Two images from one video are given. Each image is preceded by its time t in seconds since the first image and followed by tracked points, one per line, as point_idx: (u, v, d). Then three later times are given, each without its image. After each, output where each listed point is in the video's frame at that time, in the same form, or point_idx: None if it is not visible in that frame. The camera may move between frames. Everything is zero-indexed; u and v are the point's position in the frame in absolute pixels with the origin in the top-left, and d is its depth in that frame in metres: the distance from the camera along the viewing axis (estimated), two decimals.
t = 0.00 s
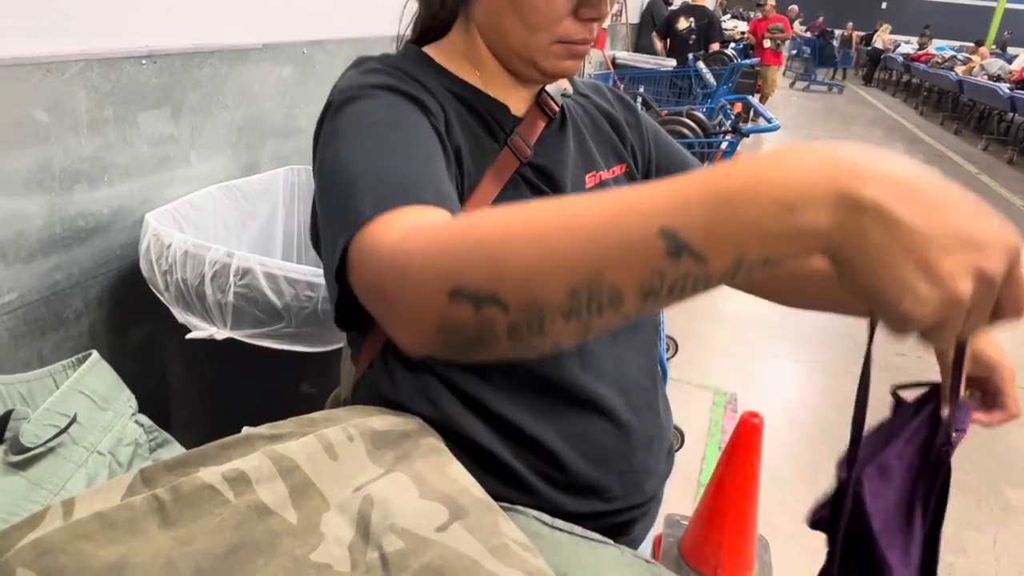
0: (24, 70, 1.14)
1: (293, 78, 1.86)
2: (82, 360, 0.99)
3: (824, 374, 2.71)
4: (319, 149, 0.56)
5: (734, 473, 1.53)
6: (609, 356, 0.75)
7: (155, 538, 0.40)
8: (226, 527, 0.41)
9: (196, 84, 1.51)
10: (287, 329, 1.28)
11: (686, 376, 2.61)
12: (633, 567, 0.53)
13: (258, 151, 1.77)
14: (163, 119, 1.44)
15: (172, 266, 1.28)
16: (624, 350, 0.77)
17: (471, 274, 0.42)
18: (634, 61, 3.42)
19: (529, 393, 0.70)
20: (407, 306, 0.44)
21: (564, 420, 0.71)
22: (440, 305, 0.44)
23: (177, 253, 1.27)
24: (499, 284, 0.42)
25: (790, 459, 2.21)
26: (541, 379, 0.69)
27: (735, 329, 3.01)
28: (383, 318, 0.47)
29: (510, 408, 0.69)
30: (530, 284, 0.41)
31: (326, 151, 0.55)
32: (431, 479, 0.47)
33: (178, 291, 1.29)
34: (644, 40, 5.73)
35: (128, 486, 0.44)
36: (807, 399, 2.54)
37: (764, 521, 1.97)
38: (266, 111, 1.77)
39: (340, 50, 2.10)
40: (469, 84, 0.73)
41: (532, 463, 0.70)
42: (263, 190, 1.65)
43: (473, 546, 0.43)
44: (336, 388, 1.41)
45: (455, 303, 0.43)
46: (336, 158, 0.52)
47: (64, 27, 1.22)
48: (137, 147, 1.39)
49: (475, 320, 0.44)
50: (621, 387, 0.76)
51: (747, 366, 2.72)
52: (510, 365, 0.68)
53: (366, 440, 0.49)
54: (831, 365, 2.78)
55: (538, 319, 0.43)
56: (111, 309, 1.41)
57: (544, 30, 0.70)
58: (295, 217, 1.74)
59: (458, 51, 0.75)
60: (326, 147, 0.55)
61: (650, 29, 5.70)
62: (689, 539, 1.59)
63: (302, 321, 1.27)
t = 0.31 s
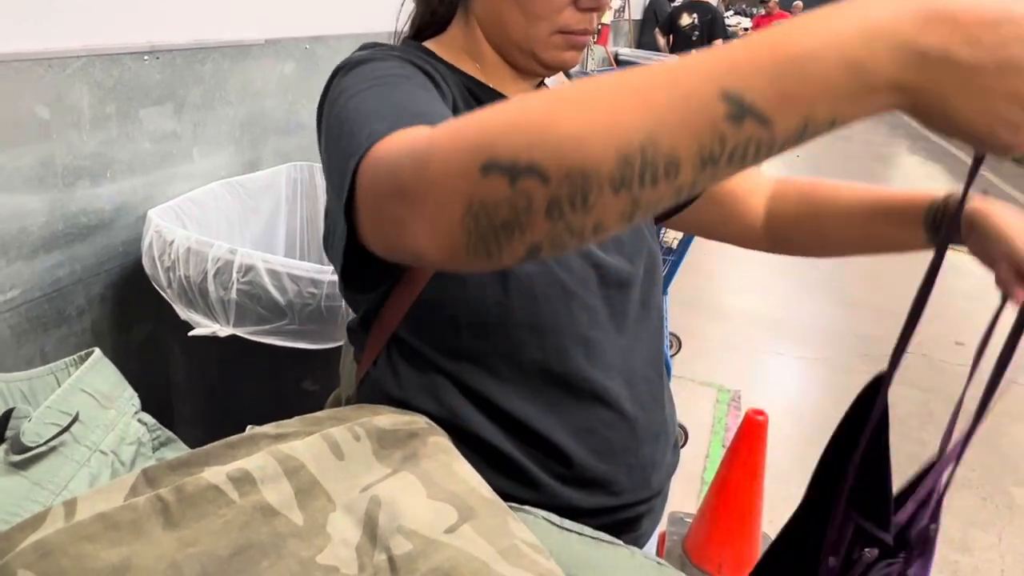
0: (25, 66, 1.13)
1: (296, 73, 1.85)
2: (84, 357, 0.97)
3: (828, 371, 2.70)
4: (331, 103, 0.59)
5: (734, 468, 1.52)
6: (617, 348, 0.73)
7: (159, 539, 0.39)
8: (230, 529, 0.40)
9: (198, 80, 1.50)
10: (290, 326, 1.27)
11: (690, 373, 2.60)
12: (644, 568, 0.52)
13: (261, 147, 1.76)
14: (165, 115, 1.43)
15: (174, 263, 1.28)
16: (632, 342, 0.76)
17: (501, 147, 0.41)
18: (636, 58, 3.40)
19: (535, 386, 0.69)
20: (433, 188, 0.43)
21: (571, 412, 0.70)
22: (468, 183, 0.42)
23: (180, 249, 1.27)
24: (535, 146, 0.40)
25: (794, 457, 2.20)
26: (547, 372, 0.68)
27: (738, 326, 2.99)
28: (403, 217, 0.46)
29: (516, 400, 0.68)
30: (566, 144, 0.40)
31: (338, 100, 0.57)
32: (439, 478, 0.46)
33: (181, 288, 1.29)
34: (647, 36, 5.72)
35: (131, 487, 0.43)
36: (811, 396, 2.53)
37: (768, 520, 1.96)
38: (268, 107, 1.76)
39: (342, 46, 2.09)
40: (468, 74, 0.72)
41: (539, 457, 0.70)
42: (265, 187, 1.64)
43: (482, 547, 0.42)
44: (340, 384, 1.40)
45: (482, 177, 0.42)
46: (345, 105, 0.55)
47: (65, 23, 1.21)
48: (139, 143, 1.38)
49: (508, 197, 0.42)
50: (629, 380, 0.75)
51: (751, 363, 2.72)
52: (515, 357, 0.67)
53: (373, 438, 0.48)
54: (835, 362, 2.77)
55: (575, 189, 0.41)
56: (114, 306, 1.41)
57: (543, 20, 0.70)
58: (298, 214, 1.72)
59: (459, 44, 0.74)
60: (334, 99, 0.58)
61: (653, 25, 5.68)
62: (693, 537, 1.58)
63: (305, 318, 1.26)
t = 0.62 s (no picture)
0: (27, 65, 1.14)
1: (298, 72, 1.85)
2: (86, 355, 0.98)
3: (830, 369, 2.70)
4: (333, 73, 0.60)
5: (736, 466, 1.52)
6: (620, 343, 0.73)
7: (160, 536, 0.39)
8: (232, 526, 0.40)
9: (200, 79, 1.50)
10: (292, 324, 1.27)
11: (692, 372, 2.60)
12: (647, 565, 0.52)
13: (263, 145, 1.76)
14: (167, 114, 1.43)
15: (177, 261, 1.28)
16: (633, 336, 0.76)
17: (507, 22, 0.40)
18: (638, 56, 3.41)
19: (538, 381, 0.69)
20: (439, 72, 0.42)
21: (574, 407, 0.70)
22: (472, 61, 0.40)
23: (182, 248, 1.27)
24: (549, 9, 0.39)
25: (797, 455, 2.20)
26: (549, 367, 0.68)
27: (741, 324, 2.99)
28: (413, 109, 0.44)
29: (518, 395, 0.68)
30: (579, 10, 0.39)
31: (341, 68, 0.57)
32: (440, 475, 0.46)
33: (184, 286, 1.29)
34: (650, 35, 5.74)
35: (133, 483, 0.43)
36: (814, 394, 2.53)
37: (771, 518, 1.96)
38: (270, 106, 1.76)
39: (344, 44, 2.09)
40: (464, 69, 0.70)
41: (541, 451, 0.70)
42: (267, 185, 1.64)
43: (484, 545, 0.42)
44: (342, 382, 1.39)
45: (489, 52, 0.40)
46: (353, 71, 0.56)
47: (68, 22, 1.22)
48: (142, 142, 1.38)
49: (519, 68, 0.40)
50: (633, 375, 0.74)
51: (754, 361, 2.72)
52: (516, 352, 0.67)
53: (375, 435, 0.48)
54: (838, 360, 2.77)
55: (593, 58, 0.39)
56: (116, 304, 1.41)
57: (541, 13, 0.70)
58: (300, 215, 1.72)
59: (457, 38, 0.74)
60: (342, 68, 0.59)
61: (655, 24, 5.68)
62: (695, 535, 1.58)
63: (308, 316, 1.26)
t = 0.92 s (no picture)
0: (23, 65, 1.14)
1: (296, 72, 1.84)
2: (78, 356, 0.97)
3: (830, 367, 2.70)
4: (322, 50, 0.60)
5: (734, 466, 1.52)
6: (611, 341, 0.73)
7: (147, 538, 0.39)
8: (220, 528, 0.40)
9: (197, 79, 1.50)
10: (290, 325, 1.27)
11: (692, 371, 2.60)
12: (639, 568, 0.51)
13: (261, 145, 1.76)
14: (164, 113, 1.43)
15: (173, 262, 1.28)
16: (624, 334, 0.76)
17: None
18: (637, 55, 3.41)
19: (528, 379, 0.69)
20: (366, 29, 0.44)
21: (565, 406, 0.70)
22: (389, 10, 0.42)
23: (179, 248, 1.27)
24: None
25: (796, 455, 2.20)
26: (540, 365, 0.68)
27: (741, 323, 3.00)
28: (353, 66, 0.46)
29: (509, 394, 0.68)
30: None
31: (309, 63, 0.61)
32: (431, 477, 0.46)
33: (181, 287, 1.29)
34: (650, 33, 5.78)
35: (121, 485, 0.43)
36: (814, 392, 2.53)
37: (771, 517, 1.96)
38: (268, 106, 1.76)
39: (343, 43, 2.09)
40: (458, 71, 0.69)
41: (533, 451, 0.70)
42: (264, 185, 1.64)
43: (473, 547, 0.42)
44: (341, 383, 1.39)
45: None
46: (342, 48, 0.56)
47: (63, 22, 1.21)
48: (139, 142, 1.38)
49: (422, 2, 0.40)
50: (624, 373, 0.74)
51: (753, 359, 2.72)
52: (506, 350, 0.67)
53: (365, 436, 0.48)
54: (838, 359, 2.76)
55: None
56: (114, 305, 1.41)
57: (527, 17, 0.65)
58: (298, 215, 1.71)
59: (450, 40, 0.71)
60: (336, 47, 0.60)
61: (655, 23, 5.69)
62: (694, 535, 1.58)
63: (304, 317, 1.25)
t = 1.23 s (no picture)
0: (20, 67, 1.13)
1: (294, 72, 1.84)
2: (70, 359, 0.97)
3: (831, 366, 2.70)
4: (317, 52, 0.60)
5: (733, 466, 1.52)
6: (607, 340, 0.73)
7: (135, 543, 0.39)
8: (209, 532, 0.40)
9: (195, 80, 1.50)
10: (287, 326, 1.26)
11: (692, 370, 2.60)
12: (630, 571, 0.51)
13: (259, 147, 1.76)
14: (161, 115, 1.43)
15: (171, 263, 1.28)
16: (621, 333, 0.75)
17: None
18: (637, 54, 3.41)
19: (526, 379, 0.68)
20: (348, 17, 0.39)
21: (563, 406, 0.70)
22: None
23: (176, 250, 1.27)
24: None
25: (796, 454, 2.20)
26: (537, 365, 0.68)
27: (742, 322, 3.00)
28: (335, 52, 0.42)
29: (506, 395, 0.68)
30: None
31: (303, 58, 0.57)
32: (422, 480, 0.46)
33: (178, 288, 1.29)
34: (649, 33, 5.79)
35: (109, 490, 0.43)
36: (814, 392, 2.54)
37: (771, 516, 1.96)
38: (267, 107, 1.76)
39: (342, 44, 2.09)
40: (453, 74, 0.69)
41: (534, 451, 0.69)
42: (262, 186, 1.64)
43: (462, 550, 0.42)
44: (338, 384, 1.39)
45: None
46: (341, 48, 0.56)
47: (60, 23, 1.21)
48: (136, 143, 1.38)
49: None
50: (622, 373, 0.74)
51: (753, 359, 2.72)
52: (503, 351, 0.67)
53: (355, 439, 0.48)
54: (837, 359, 2.76)
55: None
56: (112, 306, 1.41)
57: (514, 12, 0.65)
58: (297, 215, 1.71)
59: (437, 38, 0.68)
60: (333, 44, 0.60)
61: (655, 23, 5.71)
62: (694, 536, 1.58)
63: (301, 318, 1.25)
